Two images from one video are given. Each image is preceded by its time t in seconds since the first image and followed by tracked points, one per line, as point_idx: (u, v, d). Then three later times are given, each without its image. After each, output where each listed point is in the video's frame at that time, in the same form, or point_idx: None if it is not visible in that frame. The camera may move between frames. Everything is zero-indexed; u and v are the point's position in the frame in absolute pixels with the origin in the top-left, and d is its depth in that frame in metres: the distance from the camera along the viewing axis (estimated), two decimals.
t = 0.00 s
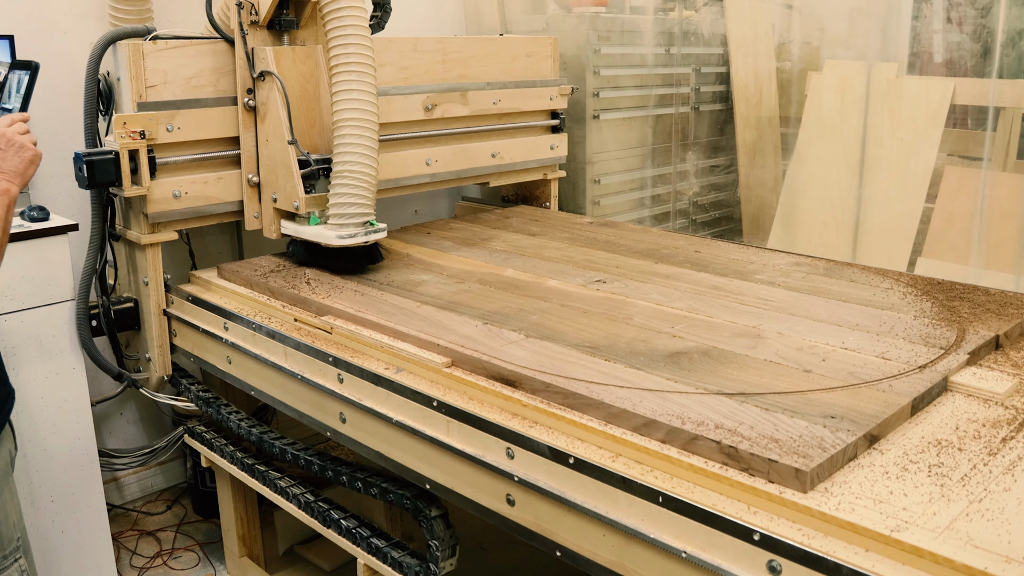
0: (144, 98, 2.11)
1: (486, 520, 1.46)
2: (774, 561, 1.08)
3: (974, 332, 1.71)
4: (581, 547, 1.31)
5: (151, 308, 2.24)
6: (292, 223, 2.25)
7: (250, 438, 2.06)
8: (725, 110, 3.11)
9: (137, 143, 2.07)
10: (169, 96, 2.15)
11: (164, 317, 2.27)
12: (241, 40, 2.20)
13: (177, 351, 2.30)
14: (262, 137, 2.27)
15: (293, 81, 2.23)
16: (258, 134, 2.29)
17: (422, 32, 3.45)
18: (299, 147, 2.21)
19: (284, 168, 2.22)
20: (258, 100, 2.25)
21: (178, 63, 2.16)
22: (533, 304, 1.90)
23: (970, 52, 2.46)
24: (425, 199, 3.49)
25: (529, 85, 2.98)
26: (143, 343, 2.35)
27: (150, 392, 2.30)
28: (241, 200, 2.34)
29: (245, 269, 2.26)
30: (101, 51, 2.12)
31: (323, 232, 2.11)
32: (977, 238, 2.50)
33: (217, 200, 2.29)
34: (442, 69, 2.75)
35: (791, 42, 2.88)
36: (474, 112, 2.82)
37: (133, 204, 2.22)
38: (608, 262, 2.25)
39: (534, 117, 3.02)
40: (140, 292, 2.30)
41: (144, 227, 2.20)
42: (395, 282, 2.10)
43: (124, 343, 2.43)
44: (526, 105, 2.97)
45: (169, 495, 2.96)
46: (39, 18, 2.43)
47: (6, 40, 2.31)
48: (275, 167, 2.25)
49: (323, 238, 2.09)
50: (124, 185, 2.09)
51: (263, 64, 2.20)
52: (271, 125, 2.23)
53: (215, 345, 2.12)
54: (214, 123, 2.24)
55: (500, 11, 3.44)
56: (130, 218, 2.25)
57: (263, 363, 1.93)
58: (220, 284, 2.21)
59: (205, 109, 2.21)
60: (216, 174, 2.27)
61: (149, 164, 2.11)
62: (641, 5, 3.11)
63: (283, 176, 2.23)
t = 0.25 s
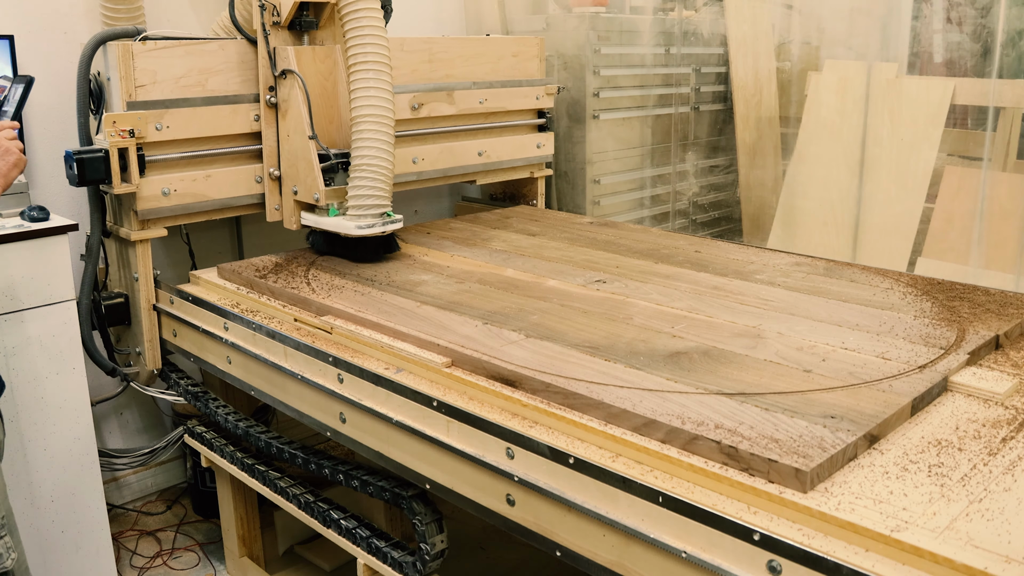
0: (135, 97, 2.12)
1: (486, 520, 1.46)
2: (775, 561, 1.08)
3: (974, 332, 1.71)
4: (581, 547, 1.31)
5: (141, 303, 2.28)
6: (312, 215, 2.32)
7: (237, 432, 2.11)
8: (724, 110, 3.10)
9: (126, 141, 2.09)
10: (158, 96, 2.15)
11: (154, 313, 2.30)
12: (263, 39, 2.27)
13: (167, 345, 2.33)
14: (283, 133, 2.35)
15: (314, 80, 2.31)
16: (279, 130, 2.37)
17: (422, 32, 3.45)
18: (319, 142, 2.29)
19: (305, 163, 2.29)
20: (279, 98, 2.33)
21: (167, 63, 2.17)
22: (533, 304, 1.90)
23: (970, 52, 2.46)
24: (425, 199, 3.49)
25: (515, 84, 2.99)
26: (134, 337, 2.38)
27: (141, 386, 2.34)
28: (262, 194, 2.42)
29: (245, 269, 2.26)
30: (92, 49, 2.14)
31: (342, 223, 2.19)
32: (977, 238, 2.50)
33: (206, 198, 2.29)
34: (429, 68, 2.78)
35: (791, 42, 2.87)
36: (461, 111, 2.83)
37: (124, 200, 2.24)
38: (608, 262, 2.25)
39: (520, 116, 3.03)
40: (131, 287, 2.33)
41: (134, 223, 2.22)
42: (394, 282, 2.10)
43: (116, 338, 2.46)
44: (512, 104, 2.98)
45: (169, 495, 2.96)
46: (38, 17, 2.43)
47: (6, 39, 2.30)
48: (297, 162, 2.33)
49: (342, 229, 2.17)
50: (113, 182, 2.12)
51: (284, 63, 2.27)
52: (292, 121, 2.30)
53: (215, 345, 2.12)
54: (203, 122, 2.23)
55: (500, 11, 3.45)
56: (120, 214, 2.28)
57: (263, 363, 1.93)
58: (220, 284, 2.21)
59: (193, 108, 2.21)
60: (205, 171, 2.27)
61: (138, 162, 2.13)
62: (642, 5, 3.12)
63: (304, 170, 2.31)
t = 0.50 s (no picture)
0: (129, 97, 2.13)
1: (486, 520, 1.46)
2: (775, 561, 1.08)
3: (974, 332, 1.71)
4: (581, 547, 1.31)
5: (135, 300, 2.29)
6: (338, 208, 2.40)
7: (228, 428, 2.14)
8: (724, 110, 3.11)
9: (119, 140, 2.10)
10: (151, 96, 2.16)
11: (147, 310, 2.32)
12: (293, 39, 2.35)
13: (161, 342, 2.35)
14: (310, 129, 2.43)
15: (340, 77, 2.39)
16: (306, 126, 2.45)
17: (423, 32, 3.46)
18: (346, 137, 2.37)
19: (333, 157, 2.38)
20: (307, 94, 2.41)
21: (159, 63, 2.17)
22: (533, 304, 1.89)
23: (970, 52, 2.45)
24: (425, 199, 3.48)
25: (507, 84, 2.99)
26: (127, 334, 2.39)
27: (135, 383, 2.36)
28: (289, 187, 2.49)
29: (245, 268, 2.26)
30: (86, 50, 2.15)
31: (368, 215, 2.28)
32: (977, 239, 2.50)
33: (198, 196, 2.29)
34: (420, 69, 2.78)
35: (791, 42, 2.88)
36: (452, 110, 2.83)
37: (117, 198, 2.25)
38: (608, 262, 2.25)
39: (512, 115, 3.03)
40: (125, 285, 2.34)
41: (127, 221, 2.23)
42: (394, 282, 2.10)
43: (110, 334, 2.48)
44: (505, 104, 2.98)
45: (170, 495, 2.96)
46: (38, 17, 2.43)
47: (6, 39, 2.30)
48: (324, 156, 2.41)
49: (368, 220, 2.26)
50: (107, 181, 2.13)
51: (312, 61, 2.35)
52: (320, 118, 2.38)
53: (215, 345, 2.12)
54: (196, 121, 2.24)
55: (500, 11, 3.45)
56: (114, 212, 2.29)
57: (263, 363, 1.93)
58: (220, 284, 2.21)
59: (186, 108, 2.21)
60: (198, 170, 2.28)
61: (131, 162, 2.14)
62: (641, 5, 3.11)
63: (332, 164, 2.39)
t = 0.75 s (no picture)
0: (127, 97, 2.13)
1: (486, 520, 1.46)
2: (775, 561, 1.08)
3: (974, 332, 1.71)
4: (581, 547, 1.31)
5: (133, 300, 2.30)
6: (370, 201, 2.49)
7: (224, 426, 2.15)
8: (724, 109, 3.11)
9: (116, 140, 2.10)
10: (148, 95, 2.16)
11: (144, 309, 2.33)
12: (326, 38, 2.42)
13: (159, 342, 2.35)
14: (341, 125, 2.50)
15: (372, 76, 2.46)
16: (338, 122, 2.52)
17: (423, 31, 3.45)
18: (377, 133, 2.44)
19: (365, 152, 2.44)
20: (339, 92, 2.47)
21: (156, 63, 2.16)
22: (533, 304, 1.89)
23: (970, 52, 2.45)
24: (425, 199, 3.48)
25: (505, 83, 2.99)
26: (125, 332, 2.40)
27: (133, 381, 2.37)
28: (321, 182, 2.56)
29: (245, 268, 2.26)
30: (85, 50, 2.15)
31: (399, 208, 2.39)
32: (977, 239, 2.50)
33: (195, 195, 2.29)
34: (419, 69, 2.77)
35: (791, 42, 2.88)
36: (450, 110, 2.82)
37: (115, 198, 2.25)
38: (609, 262, 2.25)
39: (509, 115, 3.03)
40: (122, 284, 2.35)
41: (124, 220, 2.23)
42: (395, 282, 2.10)
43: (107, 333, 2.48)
44: (503, 104, 2.98)
45: (170, 495, 2.96)
46: (38, 17, 2.43)
47: (6, 39, 2.31)
48: (355, 152, 2.47)
49: (400, 214, 2.37)
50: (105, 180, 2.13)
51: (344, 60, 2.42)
52: (352, 115, 2.45)
53: (215, 345, 2.12)
54: (193, 121, 2.24)
55: (501, 10, 3.44)
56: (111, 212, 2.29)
57: (263, 363, 1.93)
58: (219, 284, 2.21)
59: (183, 108, 2.21)
60: (194, 169, 2.27)
61: (129, 161, 2.14)
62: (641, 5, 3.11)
63: (363, 159, 2.46)
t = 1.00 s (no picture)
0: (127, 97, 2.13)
1: (486, 520, 1.46)
2: (774, 561, 1.08)
3: (974, 332, 1.71)
4: (581, 547, 1.31)
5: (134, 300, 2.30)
6: (404, 196, 2.53)
7: (227, 428, 2.14)
8: (724, 110, 3.13)
9: (118, 140, 2.10)
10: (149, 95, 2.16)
11: (145, 309, 2.33)
12: (363, 36, 2.49)
13: (161, 343, 2.35)
14: (377, 121, 2.56)
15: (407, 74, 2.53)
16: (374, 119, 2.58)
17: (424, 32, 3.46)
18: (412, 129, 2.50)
19: (399, 147, 2.51)
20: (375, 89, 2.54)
21: (157, 63, 2.17)
22: (533, 304, 1.89)
23: (970, 52, 2.45)
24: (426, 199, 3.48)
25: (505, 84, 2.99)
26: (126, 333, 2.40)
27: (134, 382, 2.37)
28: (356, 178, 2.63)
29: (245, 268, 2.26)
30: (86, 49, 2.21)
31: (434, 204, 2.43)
32: (977, 238, 2.50)
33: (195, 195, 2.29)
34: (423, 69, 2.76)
35: (791, 42, 2.88)
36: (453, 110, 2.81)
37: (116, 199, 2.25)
38: (609, 262, 2.25)
39: (511, 115, 3.02)
40: (123, 285, 2.35)
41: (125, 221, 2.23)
42: (395, 282, 2.10)
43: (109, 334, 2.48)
44: (504, 104, 2.98)
45: (170, 495, 2.96)
46: (38, 17, 2.43)
47: (6, 40, 2.31)
48: (390, 148, 2.54)
49: (435, 209, 2.41)
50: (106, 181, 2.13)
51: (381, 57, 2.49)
52: (387, 111, 2.52)
53: (215, 345, 2.12)
54: (194, 122, 2.23)
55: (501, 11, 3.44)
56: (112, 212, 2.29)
57: (263, 363, 1.93)
58: (219, 284, 2.21)
59: (184, 108, 2.21)
60: (195, 170, 2.27)
61: (130, 161, 2.14)
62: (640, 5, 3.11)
63: (398, 155, 2.52)
